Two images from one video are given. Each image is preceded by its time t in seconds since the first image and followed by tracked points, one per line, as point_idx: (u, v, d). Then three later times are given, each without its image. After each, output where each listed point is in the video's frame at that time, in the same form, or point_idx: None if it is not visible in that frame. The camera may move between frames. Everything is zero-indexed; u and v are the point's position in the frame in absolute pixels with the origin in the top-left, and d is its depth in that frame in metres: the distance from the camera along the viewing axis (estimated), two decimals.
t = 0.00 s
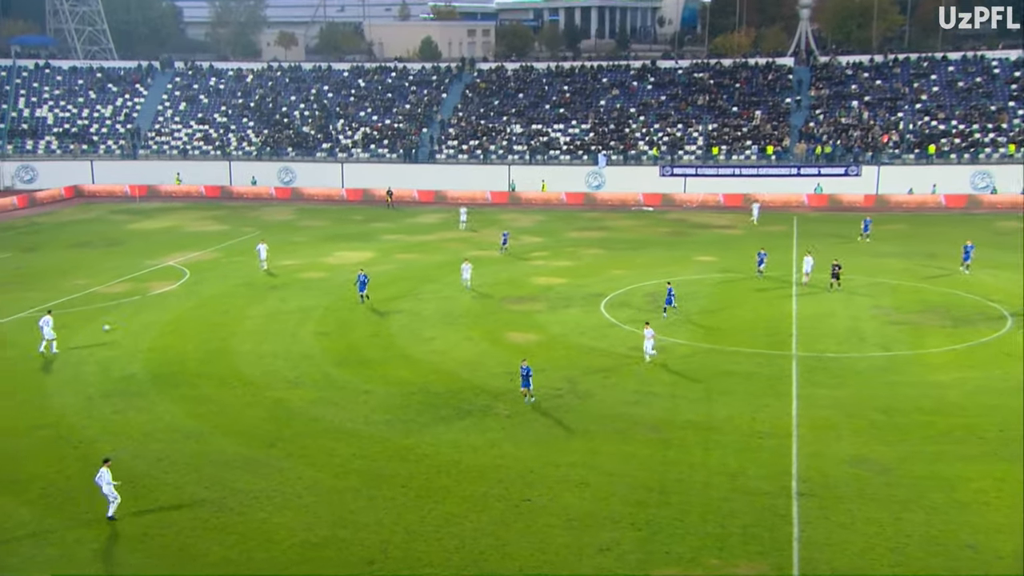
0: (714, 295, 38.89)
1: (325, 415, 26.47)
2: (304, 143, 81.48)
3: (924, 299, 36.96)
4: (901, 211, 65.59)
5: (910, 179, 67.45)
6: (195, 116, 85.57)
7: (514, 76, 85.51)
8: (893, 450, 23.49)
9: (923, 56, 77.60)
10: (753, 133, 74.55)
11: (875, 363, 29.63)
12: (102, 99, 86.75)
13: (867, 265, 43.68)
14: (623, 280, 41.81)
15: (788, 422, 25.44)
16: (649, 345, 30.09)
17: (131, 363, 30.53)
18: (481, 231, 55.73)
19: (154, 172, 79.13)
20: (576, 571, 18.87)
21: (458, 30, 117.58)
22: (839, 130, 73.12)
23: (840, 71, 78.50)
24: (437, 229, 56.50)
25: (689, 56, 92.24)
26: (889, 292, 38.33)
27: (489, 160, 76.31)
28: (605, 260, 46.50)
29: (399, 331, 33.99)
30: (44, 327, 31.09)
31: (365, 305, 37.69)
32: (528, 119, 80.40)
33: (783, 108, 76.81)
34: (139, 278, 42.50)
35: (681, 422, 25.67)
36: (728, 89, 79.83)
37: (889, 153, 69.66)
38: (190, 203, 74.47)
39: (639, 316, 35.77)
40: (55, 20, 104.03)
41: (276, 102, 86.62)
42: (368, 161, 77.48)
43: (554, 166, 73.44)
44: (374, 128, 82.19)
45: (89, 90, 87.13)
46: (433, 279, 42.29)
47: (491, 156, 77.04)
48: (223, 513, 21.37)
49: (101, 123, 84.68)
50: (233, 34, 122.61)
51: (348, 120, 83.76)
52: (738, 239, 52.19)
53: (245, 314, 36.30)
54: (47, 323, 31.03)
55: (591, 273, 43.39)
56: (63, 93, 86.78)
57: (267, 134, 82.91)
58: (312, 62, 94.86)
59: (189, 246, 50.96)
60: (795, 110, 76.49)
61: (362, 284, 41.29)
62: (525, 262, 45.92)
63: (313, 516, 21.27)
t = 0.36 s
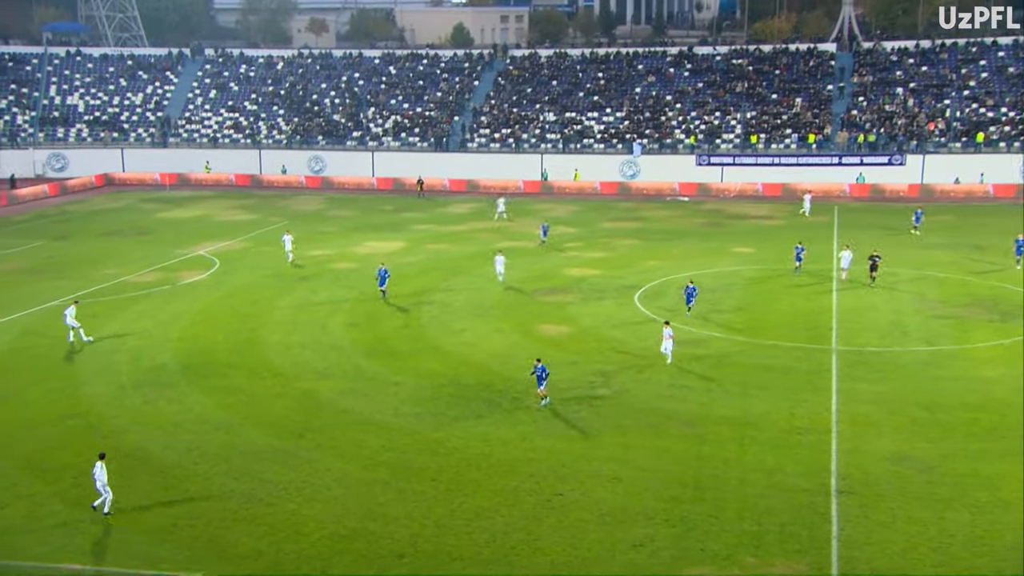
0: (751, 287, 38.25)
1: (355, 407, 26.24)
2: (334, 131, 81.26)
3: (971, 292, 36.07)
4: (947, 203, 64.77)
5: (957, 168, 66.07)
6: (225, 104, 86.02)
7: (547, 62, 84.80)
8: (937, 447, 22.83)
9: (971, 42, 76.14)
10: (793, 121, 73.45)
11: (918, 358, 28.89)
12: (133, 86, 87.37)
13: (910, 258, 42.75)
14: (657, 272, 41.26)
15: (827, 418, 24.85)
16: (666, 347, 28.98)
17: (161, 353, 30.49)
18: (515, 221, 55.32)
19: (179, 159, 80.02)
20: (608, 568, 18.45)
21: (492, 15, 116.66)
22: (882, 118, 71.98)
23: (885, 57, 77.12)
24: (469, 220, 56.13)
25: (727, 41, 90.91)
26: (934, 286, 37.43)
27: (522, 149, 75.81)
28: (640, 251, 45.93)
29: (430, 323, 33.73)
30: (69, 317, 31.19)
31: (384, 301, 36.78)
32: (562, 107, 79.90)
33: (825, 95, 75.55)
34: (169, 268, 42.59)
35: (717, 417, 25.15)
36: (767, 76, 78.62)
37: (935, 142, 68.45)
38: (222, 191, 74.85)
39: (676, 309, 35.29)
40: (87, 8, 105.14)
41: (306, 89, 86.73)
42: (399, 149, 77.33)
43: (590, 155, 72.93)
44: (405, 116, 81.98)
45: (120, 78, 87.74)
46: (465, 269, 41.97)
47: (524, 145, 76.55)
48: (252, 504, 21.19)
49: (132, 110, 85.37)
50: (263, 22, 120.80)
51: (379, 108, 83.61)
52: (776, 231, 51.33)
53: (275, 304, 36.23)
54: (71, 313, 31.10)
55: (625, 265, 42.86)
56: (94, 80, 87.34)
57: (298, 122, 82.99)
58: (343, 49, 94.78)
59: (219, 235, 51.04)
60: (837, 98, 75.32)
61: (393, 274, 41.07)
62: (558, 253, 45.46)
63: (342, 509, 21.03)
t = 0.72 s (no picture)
0: (784, 279, 37.94)
1: (386, 396, 26.34)
2: (367, 121, 81.72)
3: (1009, 285, 35.58)
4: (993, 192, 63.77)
5: (996, 159, 65.82)
6: (259, 94, 86.67)
7: (580, 52, 84.56)
8: (973, 441, 22.53)
9: (1014, 30, 74.94)
10: (829, 111, 72.83)
11: (955, 351, 28.53)
12: (168, 77, 88.36)
13: (946, 249, 42.20)
14: (690, 263, 41.04)
15: (861, 411, 24.62)
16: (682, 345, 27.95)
17: (195, 342, 30.76)
18: (546, 212, 55.27)
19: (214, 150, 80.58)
20: (639, 560, 18.39)
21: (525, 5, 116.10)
22: (921, 107, 71.20)
23: (923, 46, 76.06)
24: (500, 210, 56.15)
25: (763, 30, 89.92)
26: (971, 278, 36.95)
27: (554, 139, 75.79)
28: (671, 242, 45.74)
29: (461, 313, 33.78)
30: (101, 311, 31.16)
31: (408, 295, 36.13)
32: (595, 96, 79.66)
33: (861, 85, 74.86)
34: (202, 257, 42.94)
35: (749, 409, 24.99)
36: (803, 65, 77.84)
37: (975, 131, 67.63)
38: (255, 181, 75.62)
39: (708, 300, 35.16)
40: None
41: (339, 80, 87.22)
42: (431, 139, 77.64)
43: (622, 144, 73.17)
44: (438, 106, 82.10)
45: (155, 68, 88.63)
46: (496, 260, 42.00)
47: (557, 135, 76.56)
48: (284, 493, 21.33)
49: (167, 101, 86.34)
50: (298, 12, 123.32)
51: (412, 98, 83.91)
52: (810, 222, 50.90)
53: (307, 294, 36.46)
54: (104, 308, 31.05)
55: (657, 255, 42.69)
56: (129, 71, 88.10)
57: (330, 112, 83.62)
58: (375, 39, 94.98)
59: (252, 225, 51.46)
60: (875, 87, 74.51)
61: (423, 264, 41.17)
62: (589, 243, 45.32)
63: (373, 498, 21.12)
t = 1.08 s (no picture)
0: (809, 271, 37.70)
1: (409, 386, 26.43)
2: (391, 111, 81.16)
3: None
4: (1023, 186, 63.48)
5: None
6: (283, 85, 86.93)
7: (603, 42, 84.20)
8: (1000, 435, 22.35)
9: None
10: (856, 101, 72.17)
11: (982, 344, 28.29)
12: (194, 67, 88.83)
13: (973, 242, 41.78)
14: (713, 255, 40.84)
15: (886, 404, 24.48)
16: (689, 344, 27.35)
17: (220, 331, 30.97)
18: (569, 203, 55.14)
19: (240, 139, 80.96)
20: (663, 551, 18.36)
21: None
22: (949, 98, 70.40)
23: (953, 35, 75.22)
24: (522, 201, 56.12)
25: (789, 19, 89.10)
26: (999, 271, 36.60)
27: (578, 130, 75.63)
28: (695, 233, 45.56)
29: (483, 304, 33.80)
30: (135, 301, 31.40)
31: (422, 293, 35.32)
32: (618, 87, 79.41)
33: (889, 75, 74.08)
34: (227, 247, 43.18)
35: (773, 402, 24.90)
36: (830, 55, 77.17)
37: (1004, 122, 66.76)
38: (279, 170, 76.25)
39: (732, 291, 34.99)
40: None
41: (362, 70, 87.35)
42: (455, 129, 77.61)
43: (648, 135, 72.70)
44: (461, 97, 82.09)
45: (182, 58, 89.22)
46: (518, 251, 41.99)
47: (580, 126, 76.29)
48: (308, 482, 21.45)
49: (192, 91, 86.54)
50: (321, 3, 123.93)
51: (435, 89, 83.95)
52: (835, 213, 50.52)
53: (331, 284, 36.58)
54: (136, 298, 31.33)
55: (680, 247, 42.53)
56: (156, 61, 88.72)
57: (355, 103, 83.62)
58: (399, 30, 95.01)
59: (276, 215, 51.68)
60: (902, 77, 73.74)
61: (446, 255, 41.23)
62: (611, 235, 45.18)
63: (396, 487, 21.20)
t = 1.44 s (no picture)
0: (822, 262, 37.75)
1: (424, 376, 26.70)
2: (406, 104, 81.55)
3: None
4: None
5: None
6: (301, 77, 87.30)
7: (618, 35, 84.09)
8: (1012, 427, 22.44)
9: None
10: (869, 94, 71.80)
11: (995, 336, 28.35)
12: (212, 59, 89.19)
13: (987, 234, 41.71)
14: (727, 246, 40.92)
15: (898, 395, 24.60)
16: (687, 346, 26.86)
17: (238, 321, 31.32)
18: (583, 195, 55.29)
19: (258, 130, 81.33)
20: (675, 540, 18.57)
21: None
22: (963, 89, 70.12)
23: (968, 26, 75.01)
24: (536, 193, 56.31)
25: (804, 10, 88.69)
26: (1012, 263, 36.63)
27: (592, 121, 75.61)
28: (708, 225, 45.65)
29: (498, 294, 34.03)
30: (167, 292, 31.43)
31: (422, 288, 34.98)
32: (632, 79, 79.38)
33: (903, 66, 73.69)
34: (245, 238, 43.57)
35: (785, 392, 25.05)
36: (844, 47, 76.85)
37: (1018, 114, 66.38)
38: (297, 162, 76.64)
39: (744, 283, 35.09)
40: None
41: (379, 62, 87.56)
42: (470, 121, 77.74)
43: (663, 127, 72.61)
44: (476, 89, 82.24)
45: (200, 51, 89.67)
46: (531, 242, 42.17)
47: (594, 119, 76.35)
48: (325, 469, 21.76)
49: (211, 83, 87.14)
50: None
51: (450, 81, 84.17)
52: (848, 205, 50.48)
53: (347, 274, 36.90)
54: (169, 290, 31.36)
55: (693, 238, 42.63)
56: (174, 54, 89.38)
57: (370, 95, 83.86)
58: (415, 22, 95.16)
59: (293, 206, 52.00)
60: (916, 69, 73.43)
61: (460, 246, 41.46)
62: (625, 226, 45.28)
63: (411, 475, 21.48)
